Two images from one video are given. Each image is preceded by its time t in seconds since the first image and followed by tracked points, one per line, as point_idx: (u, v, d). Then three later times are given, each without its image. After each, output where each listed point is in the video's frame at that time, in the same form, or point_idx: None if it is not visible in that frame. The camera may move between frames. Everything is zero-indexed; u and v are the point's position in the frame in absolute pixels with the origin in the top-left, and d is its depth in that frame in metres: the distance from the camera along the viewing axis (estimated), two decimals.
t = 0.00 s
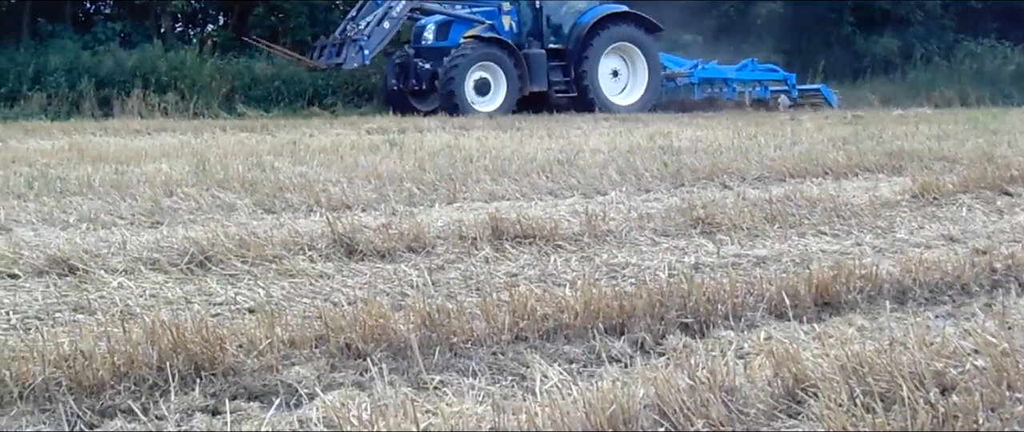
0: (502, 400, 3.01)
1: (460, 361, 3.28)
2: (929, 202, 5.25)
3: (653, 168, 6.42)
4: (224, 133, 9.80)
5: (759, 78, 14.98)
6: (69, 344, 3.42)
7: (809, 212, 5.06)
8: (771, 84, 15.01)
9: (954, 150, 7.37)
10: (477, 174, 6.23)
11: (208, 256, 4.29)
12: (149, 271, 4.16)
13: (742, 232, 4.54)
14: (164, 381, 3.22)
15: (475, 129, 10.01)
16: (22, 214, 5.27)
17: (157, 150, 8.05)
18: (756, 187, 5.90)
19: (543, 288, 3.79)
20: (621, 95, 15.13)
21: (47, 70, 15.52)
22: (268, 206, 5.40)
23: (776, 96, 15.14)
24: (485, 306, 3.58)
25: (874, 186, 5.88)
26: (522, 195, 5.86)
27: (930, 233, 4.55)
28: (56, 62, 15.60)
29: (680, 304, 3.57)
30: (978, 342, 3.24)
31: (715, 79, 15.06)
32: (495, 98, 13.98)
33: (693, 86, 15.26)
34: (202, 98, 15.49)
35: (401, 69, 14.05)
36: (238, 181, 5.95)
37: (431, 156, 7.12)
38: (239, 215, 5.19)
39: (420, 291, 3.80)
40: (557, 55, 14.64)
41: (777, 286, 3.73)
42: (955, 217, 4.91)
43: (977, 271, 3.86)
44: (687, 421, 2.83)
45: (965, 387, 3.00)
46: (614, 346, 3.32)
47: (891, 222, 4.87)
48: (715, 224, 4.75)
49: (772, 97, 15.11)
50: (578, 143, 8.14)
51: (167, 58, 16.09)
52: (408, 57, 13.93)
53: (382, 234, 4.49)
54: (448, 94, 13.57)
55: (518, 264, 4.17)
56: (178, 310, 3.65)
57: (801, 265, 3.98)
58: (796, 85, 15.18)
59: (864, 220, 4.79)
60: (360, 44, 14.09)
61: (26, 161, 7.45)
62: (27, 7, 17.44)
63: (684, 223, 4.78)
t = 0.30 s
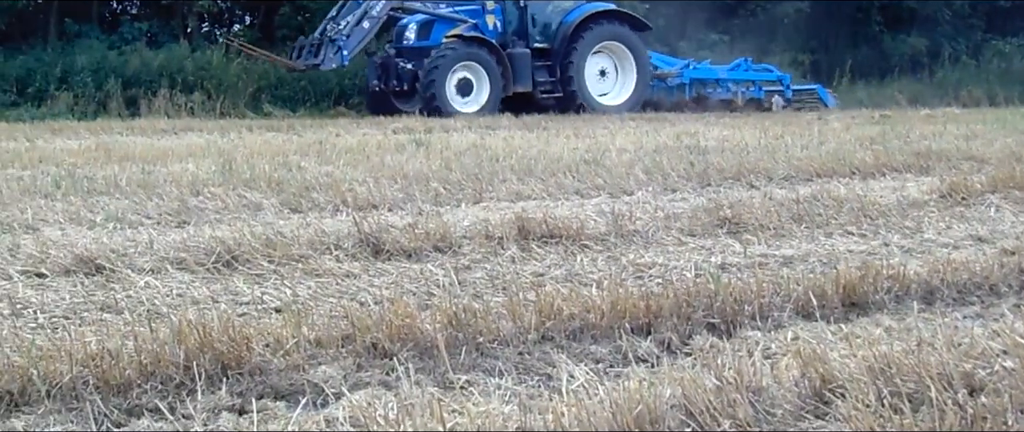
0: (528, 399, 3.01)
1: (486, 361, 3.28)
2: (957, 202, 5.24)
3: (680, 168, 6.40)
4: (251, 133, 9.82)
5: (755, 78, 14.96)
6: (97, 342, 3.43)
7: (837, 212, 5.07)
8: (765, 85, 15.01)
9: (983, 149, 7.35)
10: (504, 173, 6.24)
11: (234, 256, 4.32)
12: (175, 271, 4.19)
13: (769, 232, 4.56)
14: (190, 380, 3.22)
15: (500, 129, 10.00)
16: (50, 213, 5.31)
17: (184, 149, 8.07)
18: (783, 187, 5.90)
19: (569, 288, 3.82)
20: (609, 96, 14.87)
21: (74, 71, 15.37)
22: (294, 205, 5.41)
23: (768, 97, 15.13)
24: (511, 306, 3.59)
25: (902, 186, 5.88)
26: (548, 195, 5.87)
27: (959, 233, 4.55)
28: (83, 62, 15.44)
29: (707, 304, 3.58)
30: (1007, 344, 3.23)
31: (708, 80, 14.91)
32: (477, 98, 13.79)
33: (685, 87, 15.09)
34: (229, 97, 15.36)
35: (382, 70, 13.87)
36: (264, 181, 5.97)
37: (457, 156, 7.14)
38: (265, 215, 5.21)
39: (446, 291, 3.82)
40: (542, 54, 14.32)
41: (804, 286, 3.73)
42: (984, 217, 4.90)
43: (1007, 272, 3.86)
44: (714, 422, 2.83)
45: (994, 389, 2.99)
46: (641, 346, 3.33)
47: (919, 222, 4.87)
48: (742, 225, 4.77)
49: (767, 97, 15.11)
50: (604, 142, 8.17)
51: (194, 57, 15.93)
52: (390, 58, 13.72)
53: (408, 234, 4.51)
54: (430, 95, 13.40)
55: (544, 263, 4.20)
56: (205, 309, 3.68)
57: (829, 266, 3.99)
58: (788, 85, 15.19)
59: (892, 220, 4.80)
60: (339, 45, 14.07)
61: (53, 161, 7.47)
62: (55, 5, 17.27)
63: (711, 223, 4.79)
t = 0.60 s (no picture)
0: (553, 399, 3.00)
1: (511, 361, 3.28)
2: (984, 202, 5.24)
3: (705, 168, 6.39)
4: (275, 133, 9.84)
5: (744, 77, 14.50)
6: (122, 342, 3.44)
7: (862, 212, 5.06)
8: (755, 84, 14.55)
9: (1010, 150, 7.33)
10: (528, 173, 6.25)
11: (258, 256, 4.34)
12: (200, 271, 4.20)
13: (794, 232, 4.57)
14: (214, 379, 3.22)
15: (524, 129, 9.99)
16: (75, 213, 5.33)
17: (208, 150, 8.08)
18: (808, 187, 5.90)
19: (595, 288, 3.83)
20: (593, 96, 14.57)
21: (99, 70, 15.34)
22: (318, 205, 5.42)
23: (760, 96, 14.67)
24: (536, 306, 3.59)
25: (927, 186, 5.88)
26: (573, 194, 5.89)
27: (985, 233, 4.55)
28: (107, 62, 15.41)
29: (732, 304, 3.58)
30: None
31: (696, 80, 14.53)
32: (455, 98, 13.52)
33: (672, 86, 14.72)
34: (253, 97, 15.11)
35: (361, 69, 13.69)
36: (288, 181, 5.99)
37: (482, 156, 7.16)
38: (289, 215, 5.22)
39: (471, 291, 3.83)
40: (524, 53, 14.03)
41: (830, 286, 3.73)
42: (1011, 218, 4.89)
43: None
44: (740, 422, 2.81)
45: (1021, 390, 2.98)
46: (665, 346, 3.33)
47: (945, 222, 4.87)
48: (767, 225, 4.78)
49: (757, 97, 14.64)
50: (628, 142, 8.18)
51: (218, 59, 15.73)
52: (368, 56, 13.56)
53: (432, 234, 4.52)
54: (406, 95, 13.16)
55: (569, 263, 4.21)
56: (229, 309, 3.69)
57: (854, 266, 4.00)
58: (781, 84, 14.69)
59: (917, 220, 4.80)
60: (314, 43, 13.59)
61: (77, 161, 7.48)
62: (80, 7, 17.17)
63: (736, 223, 4.80)
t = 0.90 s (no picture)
0: (577, 399, 3.01)
1: (535, 361, 3.30)
2: (1011, 202, 5.21)
3: (728, 168, 6.39)
4: (300, 132, 9.88)
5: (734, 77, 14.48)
6: (146, 341, 3.47)
7: (887, 212, 5.04)
8: (743, 85, 14.54)
9: None
10: (552, 173, 6.27)
11: (282, 255, 4.37)
12: (224, 271, 4.23)
13: (819, 233, 4.57)
14: (239, 379, 3.25)
15: (548, 129, 10.00)
16: (99, 213, 5.38)
17: (233, 149, 8.12)
18: (833, 187, 5.89)
19: (619, 288, 3.84)
20: (574, 96, 14.28)
21: (123, 70, 15.40)
22: (342, 205, 5.45)
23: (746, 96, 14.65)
24: (560, 306, 3.60)
25: (953, 186, 5.87)
26: (597, 194, 5.90)
27: (1012, 233, 4.54)
28: (131, 62, 15.49)
29: (756, 304, 3.59)
30: None
31: (684, 80, 14.39)
32: (431, 98, 13.30)
33: (658, 86, 14.53)
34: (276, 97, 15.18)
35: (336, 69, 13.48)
36: (312, 181, 6.02)
37: (506, 155, 7.19)
38: (313, 215, 5.25)
39: (495, 291, 3.85)
40: (502, 53, 13.76)
41: (855, 286, 3.73)
42: None
43: None
44: (765, 422, 2.81)
45: None
46: (689, 346, 3.33)
47: (971, 223, 4.86)
48: (791, 225, 4.78)
49: (745, 97, 14.62)
50: (652, 142, 8.19)
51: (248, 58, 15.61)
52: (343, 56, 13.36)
53: (456, 234, 4.54)
54: (381, 95, 12.93)
55: (593, 263, 4.22)
56: (253, 309, 3.72)
57: (879, 267, 4.00)
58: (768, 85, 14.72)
59: (943, 220, 4.79)
60: (286, 41, 13.22)
61: (102, 160, 7.54)
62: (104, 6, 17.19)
63: (760, 223, 4.81)
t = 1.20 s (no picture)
0: (599, 399, 3.02)
1: (557, 360, 3.31)
2: None
3: (751, 168, 6.37)
4: (324, 132, 9.91)
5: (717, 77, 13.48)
6: (169, 340, 3.51)
7: (910, 212, 5.02)
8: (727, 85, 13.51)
9: None
10: (574, 173, 6.28)
11: (305, 255, 4.40)
12: (247, 270, 4.27)
13: (842, 233, 4.57)
14: (261, 378, 3.27)
15: (570, 129, 9.98)
16: (122, 212, 5.43)
17: (256, 149, 8.16)
18: (856, 187, 5.87)
19: (641, 288, 3.86)
20: (549, 98, 13.29)
21: (144, 70, 15.32)
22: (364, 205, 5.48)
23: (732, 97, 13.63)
24: (582, 307, 3.62)
25: (978, 186, 5.83)
26: (619, 194, 5.92)
27: None
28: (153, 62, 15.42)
29: (779, 305, 3.59)
30: None
31: (665, 80, 13.44)
32: (405, 101, 12.35)
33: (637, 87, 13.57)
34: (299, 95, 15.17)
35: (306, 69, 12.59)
36: (335, 180, 6.04)
37: (528, 155, 7.20)
38: (336, 215, 5.29)
39: (517, 291, 3.87)
40: (479, 53, 12.80)
41: (878, 287, 3.73)
42: None
43: None
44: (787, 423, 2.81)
45: None
46: (712, 347, 3.34)
47: (996, 223, 4.84)
48: (815, 224, 4.78)
49: (730, 98, 13.60)
50: (675, 142, 8.17)
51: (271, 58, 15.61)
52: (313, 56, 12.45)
53: (479, 234, 4.56)
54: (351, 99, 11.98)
55: (616, 263, 4.25)
56: (275, 308, 3.75)
57: (902, 267, 3.99)
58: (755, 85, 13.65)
59: (967, 220, 4.77)
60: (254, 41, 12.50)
61: (125, 160, 7.59)
62: (126, 7, 17.02)
63: (784, 223, 4.81)
